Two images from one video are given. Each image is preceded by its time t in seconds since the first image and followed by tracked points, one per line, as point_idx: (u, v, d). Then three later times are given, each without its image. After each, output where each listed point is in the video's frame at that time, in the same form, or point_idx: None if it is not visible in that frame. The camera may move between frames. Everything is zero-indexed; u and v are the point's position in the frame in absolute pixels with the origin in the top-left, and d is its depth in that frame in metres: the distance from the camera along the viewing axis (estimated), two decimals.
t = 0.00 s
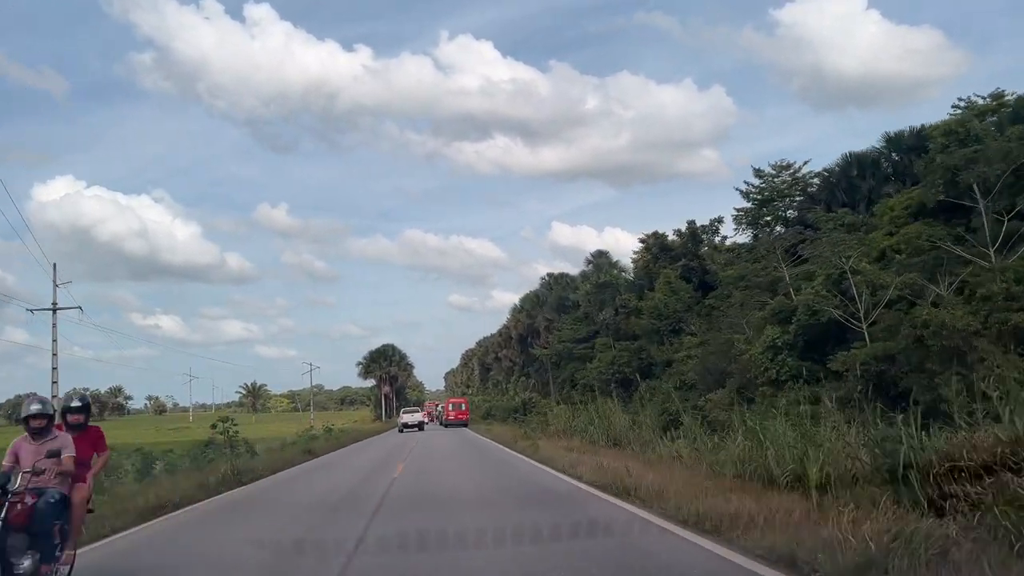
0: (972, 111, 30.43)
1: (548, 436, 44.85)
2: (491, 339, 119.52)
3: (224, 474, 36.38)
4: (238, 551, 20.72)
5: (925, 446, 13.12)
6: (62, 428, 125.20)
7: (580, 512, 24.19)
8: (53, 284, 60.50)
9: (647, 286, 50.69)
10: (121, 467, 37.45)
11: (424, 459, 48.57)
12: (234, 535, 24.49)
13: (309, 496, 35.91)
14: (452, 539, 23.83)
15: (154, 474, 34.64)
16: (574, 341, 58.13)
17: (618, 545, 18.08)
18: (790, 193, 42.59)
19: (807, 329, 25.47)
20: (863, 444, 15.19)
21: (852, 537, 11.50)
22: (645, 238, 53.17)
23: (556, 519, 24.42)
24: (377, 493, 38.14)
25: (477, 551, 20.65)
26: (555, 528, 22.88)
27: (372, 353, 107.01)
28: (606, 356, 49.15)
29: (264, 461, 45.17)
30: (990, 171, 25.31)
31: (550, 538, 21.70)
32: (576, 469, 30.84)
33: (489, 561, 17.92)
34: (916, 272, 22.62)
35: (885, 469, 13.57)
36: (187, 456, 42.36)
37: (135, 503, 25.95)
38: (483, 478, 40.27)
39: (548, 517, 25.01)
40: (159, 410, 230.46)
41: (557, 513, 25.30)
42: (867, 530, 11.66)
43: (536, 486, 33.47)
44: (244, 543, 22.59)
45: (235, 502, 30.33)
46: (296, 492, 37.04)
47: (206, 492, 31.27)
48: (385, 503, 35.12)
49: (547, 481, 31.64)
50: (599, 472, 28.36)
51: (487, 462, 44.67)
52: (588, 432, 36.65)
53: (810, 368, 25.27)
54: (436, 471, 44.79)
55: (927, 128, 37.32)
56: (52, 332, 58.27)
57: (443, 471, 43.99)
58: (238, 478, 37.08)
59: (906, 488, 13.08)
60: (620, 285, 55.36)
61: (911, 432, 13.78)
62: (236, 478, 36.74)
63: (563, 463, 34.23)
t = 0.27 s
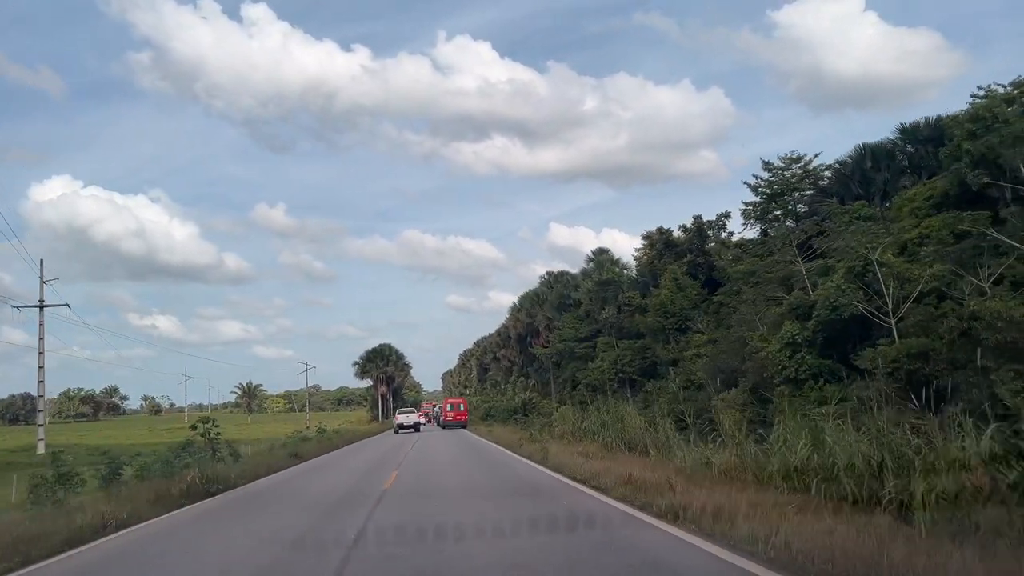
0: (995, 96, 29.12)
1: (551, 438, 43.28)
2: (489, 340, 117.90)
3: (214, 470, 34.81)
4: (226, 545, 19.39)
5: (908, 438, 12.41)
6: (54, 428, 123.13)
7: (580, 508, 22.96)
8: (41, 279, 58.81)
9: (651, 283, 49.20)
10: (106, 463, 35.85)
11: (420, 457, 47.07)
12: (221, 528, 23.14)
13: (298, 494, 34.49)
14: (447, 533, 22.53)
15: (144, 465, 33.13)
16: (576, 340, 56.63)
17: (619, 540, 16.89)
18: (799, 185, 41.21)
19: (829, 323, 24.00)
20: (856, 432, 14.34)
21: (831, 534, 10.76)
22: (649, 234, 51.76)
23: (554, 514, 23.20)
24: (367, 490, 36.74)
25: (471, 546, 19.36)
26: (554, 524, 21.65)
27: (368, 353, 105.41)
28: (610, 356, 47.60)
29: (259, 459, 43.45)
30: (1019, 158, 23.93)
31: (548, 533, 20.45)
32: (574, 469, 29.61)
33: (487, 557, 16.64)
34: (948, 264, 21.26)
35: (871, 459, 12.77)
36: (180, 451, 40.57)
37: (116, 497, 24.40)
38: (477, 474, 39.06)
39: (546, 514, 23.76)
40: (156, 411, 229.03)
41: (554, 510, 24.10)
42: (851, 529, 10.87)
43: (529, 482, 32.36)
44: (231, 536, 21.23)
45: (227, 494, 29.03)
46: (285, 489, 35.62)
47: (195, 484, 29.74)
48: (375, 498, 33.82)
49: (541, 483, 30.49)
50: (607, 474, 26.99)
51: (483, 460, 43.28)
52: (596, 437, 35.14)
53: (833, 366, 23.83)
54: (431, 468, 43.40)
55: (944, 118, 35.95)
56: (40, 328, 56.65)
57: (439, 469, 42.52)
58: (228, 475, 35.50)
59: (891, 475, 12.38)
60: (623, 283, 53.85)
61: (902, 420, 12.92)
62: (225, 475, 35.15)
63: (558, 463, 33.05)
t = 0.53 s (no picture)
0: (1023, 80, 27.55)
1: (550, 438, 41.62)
2: (488, 340, 116.26)
3: (201, 475, 33.31)
4: (215, 553, 18.10)
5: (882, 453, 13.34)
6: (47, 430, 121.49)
7: (585, 512, 21.67)
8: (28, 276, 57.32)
9: (657, 281, 47.67)
10: (87, 467, 34.35)
11: (416, 460, 45.57)
12: (207, 534, 21.81)
13: (290, 498, 33.11)
14: (445, 541, 21.25)
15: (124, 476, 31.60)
16: (577, 340, 55.07)
17: (629, 549, 15.69)
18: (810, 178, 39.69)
19: (852, 318, 22.51)
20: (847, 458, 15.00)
21: (814, 534, 11.44)
22: (653, 231, 50.21)
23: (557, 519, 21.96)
24: (360, 494, 35.41)
25: (470, 555, 18.09)
26: (557, 530, 20.41)
27: (364, 353, 103.86)
28: (613, 355, 46.02)
29: (249, 460, 41.90)
30: None
31: (552, 541, 19.19)
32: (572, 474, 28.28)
33: (489, 566, 15.35)
34: (984, 252, 19.74)
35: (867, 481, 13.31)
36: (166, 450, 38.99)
37: (89, 505, 22.94)
38: (474, 478, 37.83)
39: (548, 519, 22.52)
40: (151, 412, 227.14)
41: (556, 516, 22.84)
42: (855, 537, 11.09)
43: (527, 488, 31.23)
44: (218, 543, 19.89)
45: (215, 500, 27.69)
46: (275, 493, 34.20)
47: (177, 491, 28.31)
48: (368, 503, 32.51)
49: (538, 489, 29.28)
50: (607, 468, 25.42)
51: (481, 463, 41.84)
52: (597, 434, 33.53)
53: (857, 364, 22.25)
54: (426, 471, 41.99)
55: (964, 108, 34.40)
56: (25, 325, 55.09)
57: (435, 473, 41.06)
58: (215, 479, 34.00)
59: (874, 493, 13.03)
60: (626, 281, 52.29)
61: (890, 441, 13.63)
62: (212, 479, 33.65)
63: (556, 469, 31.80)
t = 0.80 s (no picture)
0: None
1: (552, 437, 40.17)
2: (487, 340, 114.65)
3: (187, 481, 31.86)
4: (212, 557, 16.81)
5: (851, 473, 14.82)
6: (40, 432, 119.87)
7: (583, 514, 20.62)
8: (15, 273, 55.87)
9: (663, 278, 46.19)
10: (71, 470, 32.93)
11: (412, 461, 44.24)
12: (196, 535, 20.46)
13: (283, 498, 31.73)
14: (439, 540, 20.02)
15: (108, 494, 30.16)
16: (579, 339, 53.60)
17: (632, 551, 14.68)
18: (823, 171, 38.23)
19: (880, 312, 21.09)
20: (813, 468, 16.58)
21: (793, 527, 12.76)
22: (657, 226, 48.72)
23: (552, 520, 20.99)
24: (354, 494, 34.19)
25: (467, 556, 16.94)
26: (556, 530, 19.39)
27: (361, 353, 102.33)
28: (618, 354, 44.54)
29: (240, 464, 40.39)
30: None
31: (549, 542, 18.18)
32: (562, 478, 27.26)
33: (495, 566, 14.45)
34: None
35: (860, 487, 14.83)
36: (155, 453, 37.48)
37: (59, 509, 21.52)
38: (467, 478, 36.77)
39: (548, 517, 21.47)
40: (146, 413, 225.32)
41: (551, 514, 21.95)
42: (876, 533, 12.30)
43: (518, 487, 30.37)
44: (212, 546, 18.50)
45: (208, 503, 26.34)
46: (265, 492, 32.83)
47: (157, 500, 26.83)
48: (357, 502, 31.35)
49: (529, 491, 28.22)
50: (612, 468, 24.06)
51: (476, 463, 40.64)
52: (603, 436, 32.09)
53: (885, 361, 20.87)
54: (420, 471, 40.76)
55: (986, 96, 32.93)
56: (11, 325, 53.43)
57: (431, 473, 39.80)
58: (203, 484, 32.59)
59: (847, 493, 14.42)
60: (630, 280, 50.79)
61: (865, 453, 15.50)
62: (200, 486, 32.25)
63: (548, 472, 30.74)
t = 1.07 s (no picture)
0: None
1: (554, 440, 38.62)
2: (486, 341, 113.02)
3: (172, 480, 30.32)
4: (203, 562, 15.46)
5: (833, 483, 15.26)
6: (32, 433, 118.16)
7: (585, 519, 19.43)
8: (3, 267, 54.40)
9: (668, 276, 44.71)
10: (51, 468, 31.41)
11: (408, 464, 42.82)
12: (182, 541, 19.08)
13: (272, 501, 30.30)
14: (433, 546, 18.74)
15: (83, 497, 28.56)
16: (581, 339, 52.13)
17: (641, 556, 13.54)
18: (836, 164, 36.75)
19: (910, 308, 19.58)
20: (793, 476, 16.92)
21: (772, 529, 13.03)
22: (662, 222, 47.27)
23: (551, 526, 19.78)
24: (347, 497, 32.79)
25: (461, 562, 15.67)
26: (554, 536, 18.21)
27: (358, 354, 100.85)
28: (623, 355, 43.07)
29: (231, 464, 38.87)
30: None
31: (547, 548, 16.98)
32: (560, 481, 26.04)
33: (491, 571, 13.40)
34: None
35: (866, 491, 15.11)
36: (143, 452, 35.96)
37: (27, 507, 19.99)
38: (463, 482, 35.45)
39: (546, 522, 20.18)
40: (142, 415, 223.45)
41: (550, 520, 20.71)
42: (893, 532, 12.50)
43: (512, 492, 29.21)
44: (199, 553, 17.07)
45: (198, 502, 24.97)
46: (255, 494, 31.44)
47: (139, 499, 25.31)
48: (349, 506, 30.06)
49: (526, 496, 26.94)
50: (617, 471, 22.74)
51: (472, 467, 39.32)
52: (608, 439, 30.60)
53: (918, 360, 19.40)
54: (414, 475, 39.41)
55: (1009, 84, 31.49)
56: None
57: (426, 477, 38.42)
58: (190, 484, 31.07)
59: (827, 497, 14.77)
60: (633, 278, 49.33)
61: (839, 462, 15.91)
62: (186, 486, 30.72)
63: (546, 477, 29.47)
